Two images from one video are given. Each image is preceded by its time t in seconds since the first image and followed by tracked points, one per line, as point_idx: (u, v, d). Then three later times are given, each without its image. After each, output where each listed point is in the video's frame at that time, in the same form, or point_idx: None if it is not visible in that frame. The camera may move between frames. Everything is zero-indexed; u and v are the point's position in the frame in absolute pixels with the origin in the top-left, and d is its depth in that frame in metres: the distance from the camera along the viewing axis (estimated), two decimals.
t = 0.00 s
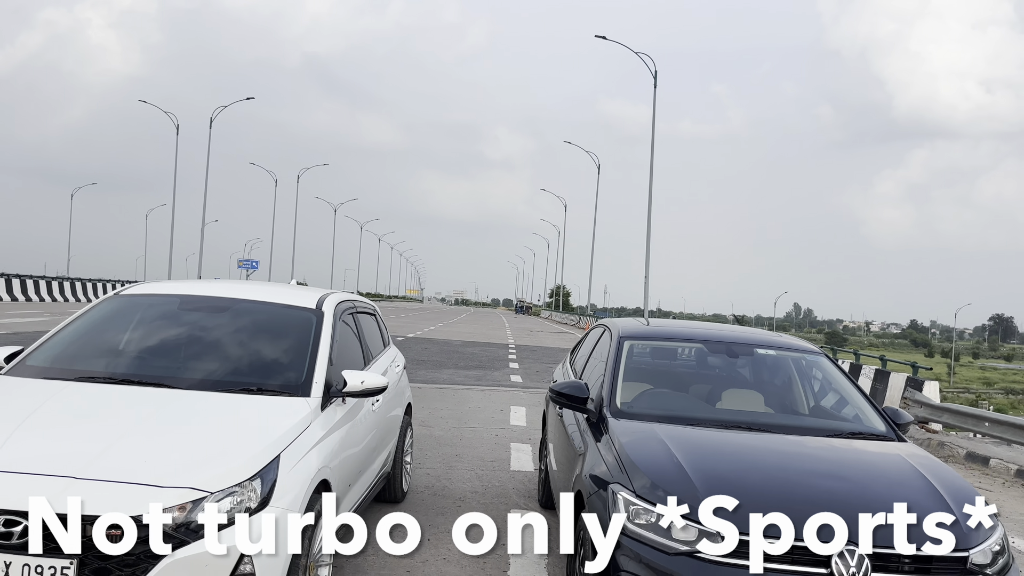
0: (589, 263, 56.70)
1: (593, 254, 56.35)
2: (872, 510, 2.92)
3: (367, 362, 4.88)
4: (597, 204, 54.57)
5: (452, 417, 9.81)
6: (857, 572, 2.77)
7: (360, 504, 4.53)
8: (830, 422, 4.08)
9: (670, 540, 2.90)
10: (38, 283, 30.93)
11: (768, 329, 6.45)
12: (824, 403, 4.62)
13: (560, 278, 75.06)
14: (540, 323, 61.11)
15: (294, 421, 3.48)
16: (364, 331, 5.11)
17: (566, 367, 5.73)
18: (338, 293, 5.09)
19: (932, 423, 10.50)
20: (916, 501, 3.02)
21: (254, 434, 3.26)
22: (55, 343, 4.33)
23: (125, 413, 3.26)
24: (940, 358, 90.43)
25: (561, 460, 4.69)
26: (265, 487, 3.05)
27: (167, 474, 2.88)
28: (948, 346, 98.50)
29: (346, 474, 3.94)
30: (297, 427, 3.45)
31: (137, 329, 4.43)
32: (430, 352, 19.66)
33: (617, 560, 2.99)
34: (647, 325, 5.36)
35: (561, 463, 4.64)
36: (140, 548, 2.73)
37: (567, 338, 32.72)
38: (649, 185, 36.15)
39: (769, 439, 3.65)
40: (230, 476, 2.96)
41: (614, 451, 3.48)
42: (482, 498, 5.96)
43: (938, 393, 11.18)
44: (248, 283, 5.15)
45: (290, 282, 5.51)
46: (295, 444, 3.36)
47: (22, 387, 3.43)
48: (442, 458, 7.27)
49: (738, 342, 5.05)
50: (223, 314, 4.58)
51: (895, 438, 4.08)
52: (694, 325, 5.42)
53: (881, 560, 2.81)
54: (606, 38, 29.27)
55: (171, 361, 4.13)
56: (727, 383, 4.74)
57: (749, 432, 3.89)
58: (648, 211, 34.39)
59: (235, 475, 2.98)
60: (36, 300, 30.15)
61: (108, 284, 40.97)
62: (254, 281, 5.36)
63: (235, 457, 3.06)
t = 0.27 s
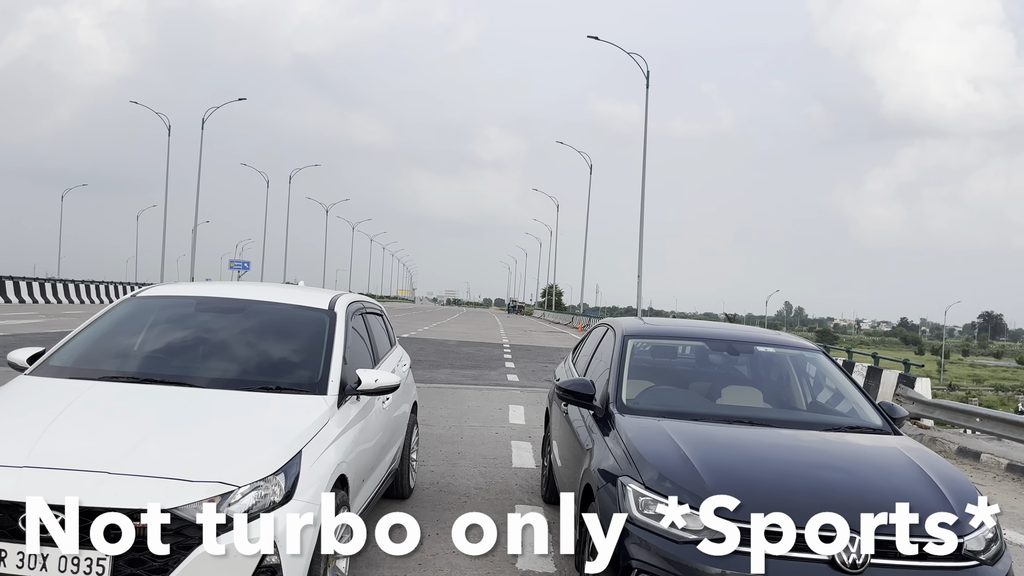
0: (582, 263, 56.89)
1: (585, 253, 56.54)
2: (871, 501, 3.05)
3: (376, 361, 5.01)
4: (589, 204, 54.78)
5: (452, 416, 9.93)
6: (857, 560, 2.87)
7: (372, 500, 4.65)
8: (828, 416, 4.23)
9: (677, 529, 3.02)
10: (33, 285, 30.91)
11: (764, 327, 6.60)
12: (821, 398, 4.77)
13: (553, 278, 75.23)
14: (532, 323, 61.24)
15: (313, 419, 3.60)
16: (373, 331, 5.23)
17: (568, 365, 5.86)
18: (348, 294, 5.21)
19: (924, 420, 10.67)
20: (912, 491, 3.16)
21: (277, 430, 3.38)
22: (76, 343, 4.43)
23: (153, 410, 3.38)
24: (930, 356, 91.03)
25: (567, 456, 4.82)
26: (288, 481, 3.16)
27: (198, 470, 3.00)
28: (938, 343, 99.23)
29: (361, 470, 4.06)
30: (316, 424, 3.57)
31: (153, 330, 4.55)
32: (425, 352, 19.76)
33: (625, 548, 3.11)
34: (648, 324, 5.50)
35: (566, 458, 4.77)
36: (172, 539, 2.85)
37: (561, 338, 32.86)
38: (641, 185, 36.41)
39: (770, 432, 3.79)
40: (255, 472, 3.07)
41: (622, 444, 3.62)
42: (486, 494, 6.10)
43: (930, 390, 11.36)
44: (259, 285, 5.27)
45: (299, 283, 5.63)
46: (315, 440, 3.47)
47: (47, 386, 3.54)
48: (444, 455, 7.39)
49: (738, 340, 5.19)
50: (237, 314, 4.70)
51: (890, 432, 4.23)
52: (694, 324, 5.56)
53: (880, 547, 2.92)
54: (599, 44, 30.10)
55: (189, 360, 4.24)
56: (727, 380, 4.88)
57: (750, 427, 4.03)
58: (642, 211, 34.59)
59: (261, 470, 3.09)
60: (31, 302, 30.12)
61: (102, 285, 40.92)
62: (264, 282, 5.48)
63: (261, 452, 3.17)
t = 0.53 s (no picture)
0: (579, 263, 57.02)
1: (582, 253, 56.67)
2: (860, 494, 3.17)
3: (380, 362, 5.13)
4: (586, 204, 54.93)
5: (452, 415, 10.05)
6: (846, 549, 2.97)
7: (376, 496, 4.77)
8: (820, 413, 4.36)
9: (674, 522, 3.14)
10: (32, 287, 30.98)
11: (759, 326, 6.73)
12: (814, 395, 4.89)
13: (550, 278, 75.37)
14: (530, 322, 61.36)
15: (321, 417, 3.71)
16: (376, 332, 5.35)
17: (567, 364, 5.98)
18: (352, 296, 5.33)
19: (918, 417, 10.81)
20: (901, 484, 3.27)
21: (287, 428, 3.49)
22: (90, 344, 4.54)
23: (169, 408, 3.50)
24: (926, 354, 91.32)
25: (566, 452, 4.94)
26: (299, 477, 3.27)
27: (212, 466, 3.11)
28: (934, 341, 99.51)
29: (367, 467, 4.17)
30: (324, 423, 3.68)
31: (161, 331, 4.66)
32: (424, 352, 19.87)
33: (624, 541, 3.23)
34: (646, 324, 5.62)
35: (566, 455, 4.88)
36: (188, 534, 2.95)
37: (558, 337, 32.98)
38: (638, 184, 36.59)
39: (764, 428, 3.92)
40: (268, 468, 3.19)
41: (621, 441, 3.73)
42: (487, 491, 6.22)
43: (923, 387, 11.51)
44: (266, 286, 5.39)
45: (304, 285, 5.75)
46: (324, 438, 3.59)
47: (62, 386, 3.64)
48: (446, 454, 7.51)
49: (733, 339, 5.31)
50: (245, 316, 4.82)
51: (881, 428, 4.35)
52: (690, 323, 5.68)
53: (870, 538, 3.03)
54: (594, 42, 30.53)
55: (200, 361, 4.36)
56: (722, 378, 5.01)
57: (745, 423, 4.15)
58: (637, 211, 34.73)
59: (273, 466, 3.21)
60: (30, 304, 30.19)
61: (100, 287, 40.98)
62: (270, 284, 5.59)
63: (272, 450, 3.29)
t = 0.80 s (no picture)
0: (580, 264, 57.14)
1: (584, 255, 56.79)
2: (842, 488, 3.30)
3: (381, 362, 5.27)
4: (587, 205, 55.08)
5: (452, 415, 10.18)
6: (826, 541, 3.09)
7: (377, 492, 4.90)
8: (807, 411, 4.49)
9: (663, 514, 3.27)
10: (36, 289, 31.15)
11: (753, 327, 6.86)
12: (804, 394, 5.02)
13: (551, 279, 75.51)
14: (531, 324, 61.50)
15: (323, 415, 3.85)
16: (378, 333, 5.49)
17: (564, 364, 6.12)
18: (354, 297, 5.47)
19: (913, 417, 10.92)
20: (881, 478, 3.41)
21: (291, 425, 3.63)
22: (101, 344, 4.68)
23: (178, 405, 3.64)
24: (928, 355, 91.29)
25: (562, 450, 5.08)
26: (302, 472, 3.41)
27: (220, 461, 3.25)
28: (936, 343, 99.48)
29: (368, 463, 4.31)
30: (327, 420, 3.82)
31: (169, 333, 4.80)
32: (426, 353, 20.01)
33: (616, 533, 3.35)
34: (640, 325, 5.76)
35: (562, 452, 5.01)
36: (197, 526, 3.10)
37: (559, 339, 33.09)
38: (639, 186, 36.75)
39: (751, 426, 4.05)
40: (272, 463, 3.32)
41: (613, 438, 3.87)
42: (486, 488, 6.36)
43: (918, 387, 11.61)
44: (270, 289, 5.53)
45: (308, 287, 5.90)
46: (326, 435, 3.73)
47: (74, 385, 3.78)
48: (446, 453, 7.64)
49: (724, 340, 5.45)
50: (250, 317, 4.96)
51: (866, 425, 4.48)
52: (684, 324, 5.82)
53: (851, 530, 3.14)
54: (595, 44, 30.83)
55: (207, 361, 4.50)
56: (714, 377, 5.14)
57: (734, 421, 4.28)
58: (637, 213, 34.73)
59: (277, 461, 3.34)
60: (33, 306, 30.34)
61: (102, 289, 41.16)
62: (274, 286, 5.74)
63: (277, 446, 3.43)
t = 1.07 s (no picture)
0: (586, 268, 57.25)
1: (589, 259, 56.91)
2: (828, 483, 3.44)
3: (385, 363, 5.42)
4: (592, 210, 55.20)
5: (456, 417, 10.32)
6: (813, 533, 3.22)
7: (382, 489, 5.05)
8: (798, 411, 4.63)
9: (654, 507, 3.41)
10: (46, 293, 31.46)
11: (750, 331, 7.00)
12: (796, 394, 5.15)
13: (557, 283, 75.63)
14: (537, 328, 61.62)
15: (329, 413, 4.00)
16: (382, 335, 5.65)
17: (564, 366, 6.26)
18: (360, 301, 5.64)
19: (913, 420, 11.00)
20: (865, 474, 3.55)
21: (299, 423, 3.79)
22: (117, 345, 4.85)
23: (191, 404, 3.80)
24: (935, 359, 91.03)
25: (561, 448, 5.22)
26: (310, 467, 3.56)
27: (231, 457, 3.41)
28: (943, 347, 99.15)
29: (373, 460, 4.46)
30: (333, 418, 3.98)
31: (181, 335, 4.96)
32: (431, 357, 20.16)
33: (609, 527, 3.49)
34: (638, 328, 5.90)
35: (561, 451, 5.14)
36: (210, 517, 3.25)
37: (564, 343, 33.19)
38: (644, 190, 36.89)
39: (743, 424, 4.19)
40: (281, 459, 3.48)
41: (609, 436, 4.01)
42: (489, 487, 6.50)
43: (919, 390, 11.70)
44: (278, 292, 5.69)
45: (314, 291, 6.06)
46: (333, 432, 3.88)
47: (91, 384, 3.94)
48: (449, 453, 7.79)
49: (719, 342, 5.59)
50: (259, 319, 5.12)
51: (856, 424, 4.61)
52: (680, 326, 5.96)
53: (834, 523, 3.27)
54: (601, 49, 31.06)
55: (218, 362, 4.67)
56: (709, 378, 5.28)
57: (727, 420, 4.42)
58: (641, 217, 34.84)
59: (286, 457, 3.50)
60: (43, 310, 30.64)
61: (111, 293, 41.48)
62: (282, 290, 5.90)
63: (286, 443, 3.58)
